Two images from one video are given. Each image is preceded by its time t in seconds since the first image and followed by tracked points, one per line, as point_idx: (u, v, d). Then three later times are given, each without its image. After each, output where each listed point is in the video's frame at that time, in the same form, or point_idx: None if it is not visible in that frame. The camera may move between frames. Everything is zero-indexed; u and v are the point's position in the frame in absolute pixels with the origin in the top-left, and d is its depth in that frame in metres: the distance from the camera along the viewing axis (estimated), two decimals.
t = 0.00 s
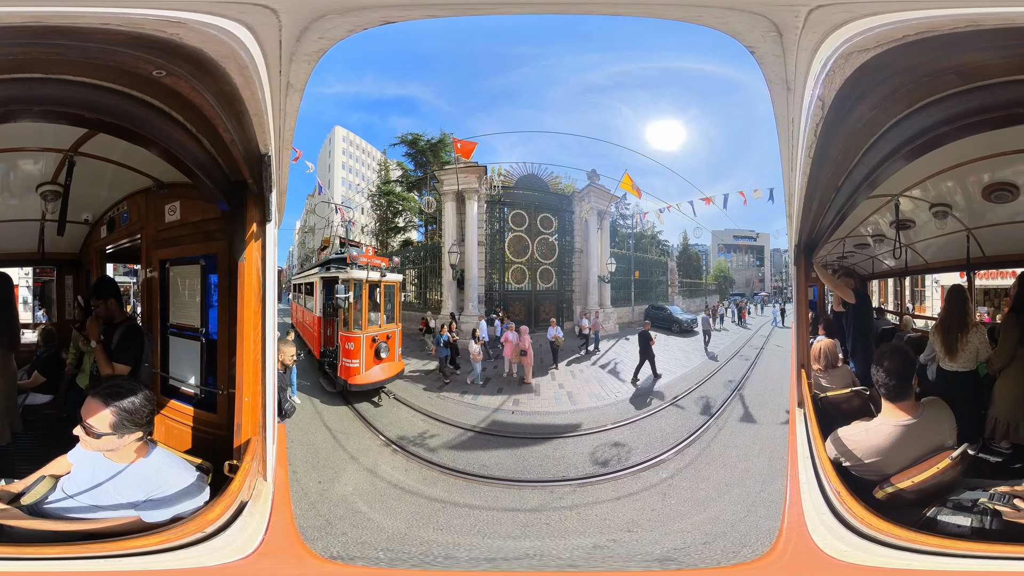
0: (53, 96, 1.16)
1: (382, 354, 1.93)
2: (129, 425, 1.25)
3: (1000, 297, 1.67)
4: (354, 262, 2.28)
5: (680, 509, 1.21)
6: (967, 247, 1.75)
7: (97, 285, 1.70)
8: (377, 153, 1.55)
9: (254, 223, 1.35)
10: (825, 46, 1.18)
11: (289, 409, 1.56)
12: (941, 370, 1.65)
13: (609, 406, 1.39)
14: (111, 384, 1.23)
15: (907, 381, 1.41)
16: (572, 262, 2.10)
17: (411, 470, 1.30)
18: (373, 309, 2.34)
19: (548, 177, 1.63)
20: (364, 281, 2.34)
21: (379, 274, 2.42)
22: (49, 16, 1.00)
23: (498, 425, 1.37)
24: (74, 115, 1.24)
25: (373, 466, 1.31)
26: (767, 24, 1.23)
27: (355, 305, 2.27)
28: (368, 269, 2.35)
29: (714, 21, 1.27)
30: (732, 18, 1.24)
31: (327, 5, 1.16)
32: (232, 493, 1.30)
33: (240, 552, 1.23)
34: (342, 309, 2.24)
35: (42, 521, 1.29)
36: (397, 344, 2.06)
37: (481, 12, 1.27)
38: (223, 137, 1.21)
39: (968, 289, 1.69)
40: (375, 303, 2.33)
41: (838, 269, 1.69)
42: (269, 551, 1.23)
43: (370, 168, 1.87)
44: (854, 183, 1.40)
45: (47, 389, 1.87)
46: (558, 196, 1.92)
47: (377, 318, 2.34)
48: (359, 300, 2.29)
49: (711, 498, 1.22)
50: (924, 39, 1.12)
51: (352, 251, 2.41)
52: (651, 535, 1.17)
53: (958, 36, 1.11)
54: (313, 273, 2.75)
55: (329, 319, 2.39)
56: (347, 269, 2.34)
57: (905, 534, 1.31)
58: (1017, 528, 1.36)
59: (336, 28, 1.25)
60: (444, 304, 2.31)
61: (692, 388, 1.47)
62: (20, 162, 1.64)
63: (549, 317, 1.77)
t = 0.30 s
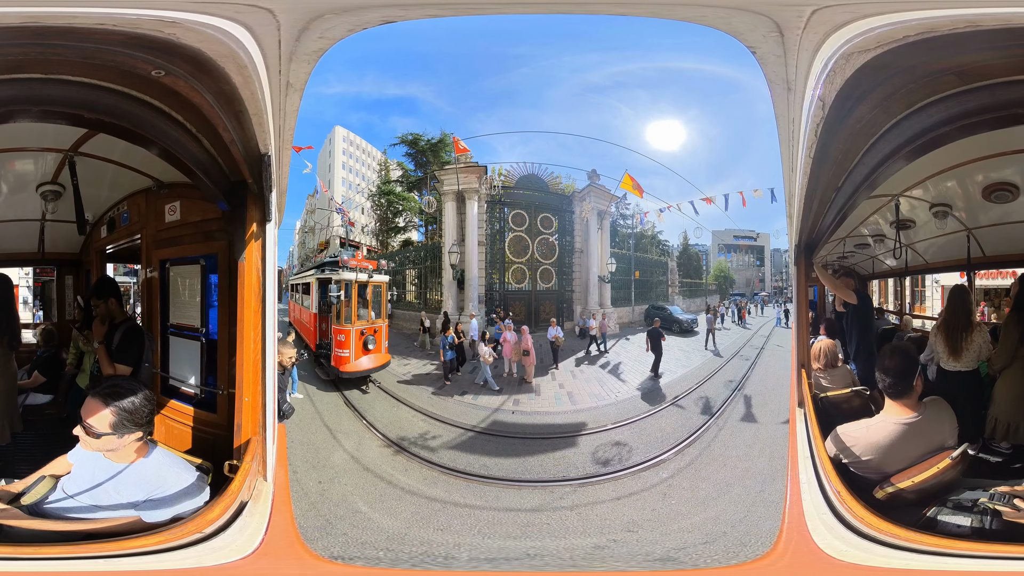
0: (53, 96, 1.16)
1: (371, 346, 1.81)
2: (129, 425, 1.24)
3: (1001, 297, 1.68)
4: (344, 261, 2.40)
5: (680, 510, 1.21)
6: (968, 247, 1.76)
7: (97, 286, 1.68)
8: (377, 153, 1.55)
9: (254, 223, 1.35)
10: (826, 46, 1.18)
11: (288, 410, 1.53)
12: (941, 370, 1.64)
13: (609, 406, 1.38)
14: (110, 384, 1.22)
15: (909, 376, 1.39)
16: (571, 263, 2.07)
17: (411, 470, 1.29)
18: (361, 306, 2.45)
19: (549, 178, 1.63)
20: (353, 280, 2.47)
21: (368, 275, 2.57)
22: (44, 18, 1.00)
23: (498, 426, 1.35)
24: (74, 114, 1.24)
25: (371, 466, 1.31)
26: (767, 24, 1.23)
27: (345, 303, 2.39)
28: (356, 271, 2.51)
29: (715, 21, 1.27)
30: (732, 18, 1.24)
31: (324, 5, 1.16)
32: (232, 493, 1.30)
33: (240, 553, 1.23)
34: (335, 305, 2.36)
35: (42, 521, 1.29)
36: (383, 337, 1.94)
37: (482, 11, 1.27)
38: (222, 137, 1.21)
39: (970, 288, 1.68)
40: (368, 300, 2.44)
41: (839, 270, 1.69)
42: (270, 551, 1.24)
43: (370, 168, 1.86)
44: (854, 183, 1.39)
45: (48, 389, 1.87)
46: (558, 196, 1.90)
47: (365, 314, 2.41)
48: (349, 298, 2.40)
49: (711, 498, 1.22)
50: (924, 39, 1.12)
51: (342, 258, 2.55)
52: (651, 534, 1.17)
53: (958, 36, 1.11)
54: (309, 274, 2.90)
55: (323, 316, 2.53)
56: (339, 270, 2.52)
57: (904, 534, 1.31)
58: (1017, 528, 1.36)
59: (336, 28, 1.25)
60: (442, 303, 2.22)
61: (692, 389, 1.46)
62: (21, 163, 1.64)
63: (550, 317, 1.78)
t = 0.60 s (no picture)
0: (52, 97, 1.16)
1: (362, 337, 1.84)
2: (129, 424, 1.24)
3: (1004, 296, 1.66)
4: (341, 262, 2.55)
5: (680, 509, 1.21)
6: (968, 247, 1.75)
7: (98, 285, 1.69)
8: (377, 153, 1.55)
9: (254, 223, 1.35)
10: (828, 46, 1.19)
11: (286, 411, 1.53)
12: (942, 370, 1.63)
13: (610, 406, 1.38)
14: (110, 384, 1.21)
15: (910, 377, 1.39)
16: (572, 263, 2.02)
17: (412, 470, 1.29)
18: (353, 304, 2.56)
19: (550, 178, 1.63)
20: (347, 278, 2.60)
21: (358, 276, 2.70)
22: (40, 19, 1.00)
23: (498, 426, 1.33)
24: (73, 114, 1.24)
25: (371, 466, 1.31)
26: (768, 24, 1.23)
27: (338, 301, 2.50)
28: (348, 272, 2.62)
29: (715, 21, 1.27)
30: (731, 18, 1.24)
31: (315, 3, 1.15)
32: (231, 493, 1.31)
33: (239, 553, 1.24)
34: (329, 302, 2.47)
35: (43, 521, 1.29)
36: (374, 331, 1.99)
37: (482, 11, 1.27)
38: (222, 137, 1.21)
39: (970, 288, 1.68)
40: (358, 300, 2.56)
41: (837, 269, 1.67)
42: (271, 551, 1.24)
43: (370, 168, 1.86)
44: (855, 184, 1.39)
45: (48, 389, 1.88)
46: (558, 197, 1.89)
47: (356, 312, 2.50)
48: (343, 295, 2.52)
49: (711, 498, 1.23)
50: (925, 40, 1.12)
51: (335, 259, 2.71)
52: (652, 533, 1.17)
53: (956, 36, 1.11)
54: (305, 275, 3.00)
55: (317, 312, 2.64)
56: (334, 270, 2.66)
57: (904, 534, 1.31)
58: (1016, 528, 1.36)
59: (337, 28, 1.24)
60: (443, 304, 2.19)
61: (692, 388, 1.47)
62: (21, 163, 1.64)
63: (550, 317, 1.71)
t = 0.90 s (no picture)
0: (52, 96, 1.16)
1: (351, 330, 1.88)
2: (129, 424, 1.24)
3: (1001, 296, 1.68)
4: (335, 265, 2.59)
5: (681, 509, 1.21)
6: (968, 247, 1.75)
7: (98, 285, 1.69)
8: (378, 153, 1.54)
9: (254, 222, 1.35)
10: (824, 47, 1.19)
11: (286, 411, 1.54)
12: (942, 370, 1.65)
13: (610, 406, 1.38)
14: (108, 384, 1.20)
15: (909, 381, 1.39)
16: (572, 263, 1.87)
17: (412, 470, 1.29)
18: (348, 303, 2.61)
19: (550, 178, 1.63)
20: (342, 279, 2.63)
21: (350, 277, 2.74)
22: (35, 18, 0.99)
23: (499, 425, 1.34)
24: (73, 114, 1.24)
25: (371, 466, 1.31)
26: (767, 24, 1.23)
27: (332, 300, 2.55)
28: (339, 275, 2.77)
29: (714, 22, 1.27)
30: (731, 18, 1.24)
31: (330, 5, 1.16)
32: (232, 493, 1.31)
33: (237, 553, 1.23)
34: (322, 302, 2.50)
35: (43, 521, 1.29)
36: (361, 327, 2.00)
37: (484, 11, 1.27)
38: (222, 136, 1.21)
39: (970, 288, 1.68)
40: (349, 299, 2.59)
41: (837, 270, 1.66)
42: (270, 551, 1.24)
43: (371, 168, 1.87)
44: (854, 183, 1.39)
45: (48, 389, 1.87)
46: (559, 197, 1.88)
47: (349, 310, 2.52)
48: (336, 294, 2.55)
49: (711, 498, 1.23)
50: (919, 40, 1.12)
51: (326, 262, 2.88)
52: (652, 533, 1.17)
53: (953, 36, 1.11)
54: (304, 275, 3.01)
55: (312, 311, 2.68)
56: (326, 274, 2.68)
57: (904, 534, 1.31)
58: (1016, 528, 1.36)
59: (338, 28, 1.24)
60: (443, 304, 2.14)
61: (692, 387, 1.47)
62: (21, 163, 1.64)
63: (551, 317, 1.70)
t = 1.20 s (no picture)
0: (56, 94, 1.16)
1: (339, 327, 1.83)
2: (130, 424, 1.24)
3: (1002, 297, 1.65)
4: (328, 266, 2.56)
5: (680, 510, 1.21)
6: (968, 247, 1.73)
7: (98, 285, 1.70)
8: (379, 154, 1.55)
9: (256, 223, 1.36)
10: (821, 47, 1.18)
11: (287, 411, 1.52)
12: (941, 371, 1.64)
13: (611, 406, 1.36)
14: (109, 385, 1.20)
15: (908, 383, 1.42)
16: (571, 263, 1.84)
17: (412, 470, 1.28)
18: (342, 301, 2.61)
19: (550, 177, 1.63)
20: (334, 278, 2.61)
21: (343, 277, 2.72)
22: (47, 16, 0.99)
23: (498, 425, 1.32)
24: (75, 113, 1.24)
25: (371, 466, 1.30)
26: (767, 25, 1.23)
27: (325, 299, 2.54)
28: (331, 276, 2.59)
29: (715, 22, 1.27)
30: (732, 20, 1.24)
31: (335, 4, 1.14)
32: (235, 493, 1.33)
33: (245, 553, 1.25)
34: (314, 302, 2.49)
35: (44, 521, 1.30)
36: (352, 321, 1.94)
37: (484, 12, 1.27)
38: (225, 136, 1.21)
39: (970, 288, 1.67)
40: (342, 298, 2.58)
41: (837, 271, 1.66)
42: (273, 552, 1.25)
43: (370, 169, 1.88)
44: (854, 183, 1.39)
45: (49, 389, 1.88)
46: (558, 196, 1.87)
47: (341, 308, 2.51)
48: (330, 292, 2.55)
49: (711, 498, 1.23)
50: (917, 39, 1.12)
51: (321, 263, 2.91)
52: (651, 533, 1.18)
53: (951, 35, 1.12)
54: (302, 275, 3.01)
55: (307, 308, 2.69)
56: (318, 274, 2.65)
57: (904, 534, 1.32)
58: (1016, 528, 1.36)
59: (343, 29, 1.23)
60: (443, 304, 2.14)
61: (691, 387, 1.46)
62: (22, 162, 1.64)
63: (550, 316, 1.68)
